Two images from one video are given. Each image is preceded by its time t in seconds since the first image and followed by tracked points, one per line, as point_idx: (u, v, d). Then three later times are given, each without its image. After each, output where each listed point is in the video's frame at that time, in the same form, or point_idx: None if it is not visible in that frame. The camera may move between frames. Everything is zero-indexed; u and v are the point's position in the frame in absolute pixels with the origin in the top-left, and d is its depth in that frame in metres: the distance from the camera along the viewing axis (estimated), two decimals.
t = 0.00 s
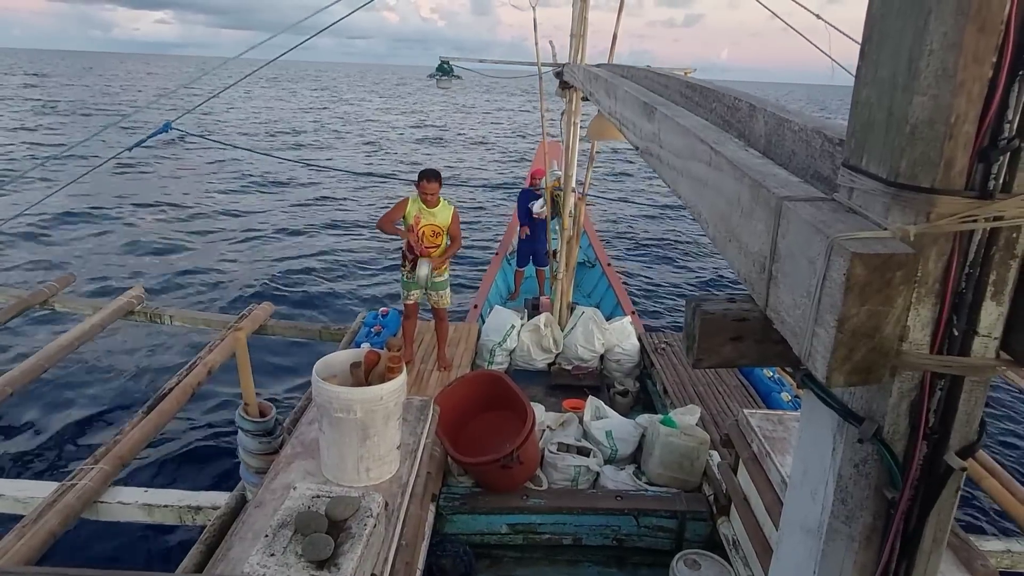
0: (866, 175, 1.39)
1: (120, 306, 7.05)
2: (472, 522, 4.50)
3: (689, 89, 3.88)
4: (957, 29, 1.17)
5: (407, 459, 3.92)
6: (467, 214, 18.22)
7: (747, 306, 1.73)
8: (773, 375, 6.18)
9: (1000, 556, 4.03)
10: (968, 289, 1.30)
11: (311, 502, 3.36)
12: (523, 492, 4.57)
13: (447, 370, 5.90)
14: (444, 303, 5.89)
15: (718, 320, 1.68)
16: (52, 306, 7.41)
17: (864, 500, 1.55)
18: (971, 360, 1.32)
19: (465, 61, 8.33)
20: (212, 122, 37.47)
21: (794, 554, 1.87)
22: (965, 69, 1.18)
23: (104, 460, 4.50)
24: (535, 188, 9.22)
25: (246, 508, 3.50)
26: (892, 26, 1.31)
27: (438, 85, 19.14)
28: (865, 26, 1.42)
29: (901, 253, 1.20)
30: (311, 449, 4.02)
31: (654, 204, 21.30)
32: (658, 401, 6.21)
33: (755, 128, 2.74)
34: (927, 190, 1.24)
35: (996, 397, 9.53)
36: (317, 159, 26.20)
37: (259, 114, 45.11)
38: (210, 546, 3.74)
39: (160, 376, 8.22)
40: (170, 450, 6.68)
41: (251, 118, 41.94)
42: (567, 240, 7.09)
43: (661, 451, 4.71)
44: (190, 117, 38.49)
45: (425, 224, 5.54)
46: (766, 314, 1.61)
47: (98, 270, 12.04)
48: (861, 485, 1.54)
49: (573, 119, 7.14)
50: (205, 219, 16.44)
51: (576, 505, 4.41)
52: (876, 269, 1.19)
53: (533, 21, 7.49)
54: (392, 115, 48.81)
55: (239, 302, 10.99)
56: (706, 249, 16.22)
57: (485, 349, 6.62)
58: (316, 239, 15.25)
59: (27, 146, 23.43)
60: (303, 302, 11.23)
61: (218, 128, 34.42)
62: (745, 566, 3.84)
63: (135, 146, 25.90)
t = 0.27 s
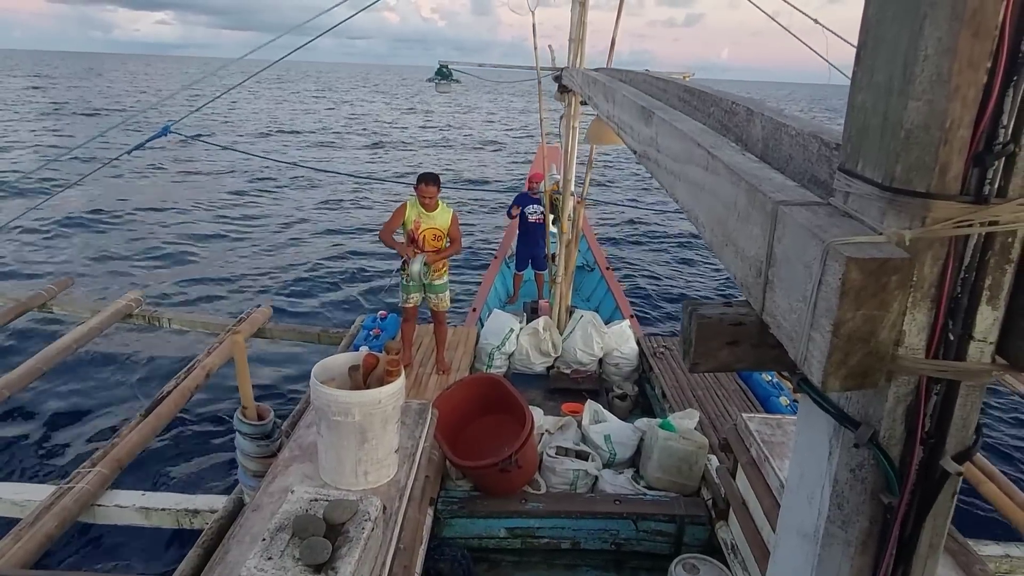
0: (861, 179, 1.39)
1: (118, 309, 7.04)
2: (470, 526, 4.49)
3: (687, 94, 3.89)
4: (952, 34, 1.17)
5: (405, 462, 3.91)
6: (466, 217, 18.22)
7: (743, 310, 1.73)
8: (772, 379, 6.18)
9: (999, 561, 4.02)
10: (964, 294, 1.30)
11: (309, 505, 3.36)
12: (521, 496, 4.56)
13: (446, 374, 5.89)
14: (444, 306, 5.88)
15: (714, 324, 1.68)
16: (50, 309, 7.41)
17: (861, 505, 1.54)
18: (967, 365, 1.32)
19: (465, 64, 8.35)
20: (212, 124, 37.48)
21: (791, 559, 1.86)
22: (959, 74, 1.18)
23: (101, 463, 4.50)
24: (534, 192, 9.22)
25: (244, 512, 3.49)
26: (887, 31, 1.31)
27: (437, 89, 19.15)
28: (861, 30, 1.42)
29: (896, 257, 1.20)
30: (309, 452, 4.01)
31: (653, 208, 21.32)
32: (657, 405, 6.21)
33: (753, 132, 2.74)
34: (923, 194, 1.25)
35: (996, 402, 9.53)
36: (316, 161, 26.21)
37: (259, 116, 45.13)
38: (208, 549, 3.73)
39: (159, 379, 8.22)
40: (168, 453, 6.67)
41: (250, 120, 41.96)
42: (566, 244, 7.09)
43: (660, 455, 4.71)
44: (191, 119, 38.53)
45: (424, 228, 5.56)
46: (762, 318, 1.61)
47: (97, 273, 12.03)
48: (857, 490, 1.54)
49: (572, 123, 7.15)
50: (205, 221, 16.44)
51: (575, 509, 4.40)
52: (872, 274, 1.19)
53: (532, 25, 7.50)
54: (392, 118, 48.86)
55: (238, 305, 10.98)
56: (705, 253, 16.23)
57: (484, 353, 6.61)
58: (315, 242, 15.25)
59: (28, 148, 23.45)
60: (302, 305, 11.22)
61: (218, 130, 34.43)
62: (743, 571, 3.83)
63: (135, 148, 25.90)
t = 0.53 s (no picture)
0: (863, 180, 1.39)
1: (118, 313, 7.04)
2: (471, 529, 4.48)
3: (687, 95, 3.89)
4: (953, 35, 1.17)
5: (406, 465, 3.91)
6: (465, 219, 18.21)
7: (745, 311, 1.73)
8: (772, 380, 6.18)
9: (1001, 561, 4.02)
10: (965, 294, 1.30)
11: (310, 508, 3.35)
12: (522, 498, 4.56)
13: (446, 376, 5.89)
14: (444, 308, 5.89)
15: (715, 325, 1.68)
16: (50, 314, 7.40)
17: (862, 506, 1.54)
18: (970, 365, 1.32)
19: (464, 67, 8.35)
20: (211, 127, 37.47)
21: (793, 560, 1.86)
22: (961, 74, 1.18)
23: (101, 467, 4.49)
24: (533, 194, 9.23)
25: (244, 515, 3.48)
26: (887, 32, 1.32)
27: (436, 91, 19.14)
28: (862, 31, 1.42)
29: (898, 258, 1.20)
30: (310, 455, 4.01)
31: (651, 210, 21.32)
32: (657, 406, 6.21)
33: (753, 133, 2.74)
34: (924, 195, 1.25)
35: (996, 401, 9.53)
36: (315, 164, 26.21)
37: (258, 118, 45.11)
38: (208, 553, 3.72)
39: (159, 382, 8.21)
40: (168, 457, 6.66)
41: (249, 122, 41.95)
42: (566, 245, 7.09)
43: (661, 456, 4.71)
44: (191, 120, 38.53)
45: (424, 230, 5.57)
46: (764, 319, 1.61)
47: (96, 276, 12.03)
48: (860, 490, 1.54)
49: (571, 125, 7.15)
50: (204, 224, 16.44)
51: (576, 510, 4.40)
52: (874, 274, 1.19)
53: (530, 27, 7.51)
54: (391, 120, 48.85)
55: (237, 308, 10.98)
56: (704, 255, 16.23)
57: (484, 355, 6.61)
58: (314, 244, 15.25)
59: (27, 150, 23.45)
60: (301, 308, 11.22)
61: (217, 133, 34.41)
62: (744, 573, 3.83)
63: (134, 151, 25.91)
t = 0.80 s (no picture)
0: (865, 178, 1.39)
1: (119, 315, 7.04)
2: (473, 529, 4.48)
3: (687, 95, 3.89)
4: (955, 33, 1.17)
5: (408, 466, 3.91)
6: (465, 220, 18.20)
7: (747, 310, 1.73)
8: (773, 379, 6.18)
9: (1003, 559, 4.02)
10: (969, 291, 1.30)
11: (311, 509, 3.35)
12: (524, 498, 4.55)
13: (447, 377, 5.89)
14: (445, 309, 5.89)
15: (717, 325, 1.68)
16: (51, 317, 7.39)
17: (866, 504, 1.54)
18: (973, 362, 1.32)
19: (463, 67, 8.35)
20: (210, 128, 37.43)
21: (797, 559, 1.86)
22: (962, 72, 1.18)
23: (103, 470, 4.49)
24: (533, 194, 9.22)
25: (247, 517, 3.48)
26: (889, 31, 1.31)
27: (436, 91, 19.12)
28: (863, 30, 1.42)
29: (901, 256, 1.20)
30: (312, 457, 4.01)
31: (651, 209, 21.31)
32: (659, 405, 6.21)
33: (753, 132, 2.74)
34: (927, 193, 1.25)
35: (996, 399, 9.54)
36: (315, 165, 26.20)
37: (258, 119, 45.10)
38: (211, 555, 3.72)
39: (160, 385, 8.21)
40: (170, 459, 6.66)
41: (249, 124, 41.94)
42: (566, 245, 7.08)
43: (662, 456, 4.71)
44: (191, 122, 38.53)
45: (425, 231, 5.57)
46: (766, 318, 1.61)
47: (97, 278, 12.03)
48: (864, 489, 1.54)
49: (570, 125, 7.14)
50: (204, 225, 16.43)
51: (578, 510, 4.40)
52: (878, 272, 1.19)
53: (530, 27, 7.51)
54: (390, 121, 48.84)
55: (238, 309, 10.97)
56: (705, 254, 16.22)
57: (485, 355, 6.61)
58: (314, 246, 15.25)
59: (27, 151, 23.45)
60: (302, 309, 11.22)
61: (216, 134, 34.39)
62: (747, 572, 3.82)
63: (133, 153, 25.89)
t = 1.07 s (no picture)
0: (867, 176, 1.39)
1: (121, 316, 7.04)
2: (475, 529, 4.48)
3: (687, 94, 3.89)
4: (956, 31, 1.17)
5: (410, 465, 3.91)
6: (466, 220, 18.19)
7: (749, 308, 1.73)
8: (774, 377, 6.18)
9: (1005, 556, 4.02)
10: (970, 289, 1.30)
11: (313, 509, 3.36)
12: (526, 497, 4.56)
13: (449, 376, 5.89)
14: (446, 309, 5.90)
15: (719, 324, 1.68)
16: (53, 318, 7.40)
17: (869, 502, 1.54)
18: (975, 360, 1.32)
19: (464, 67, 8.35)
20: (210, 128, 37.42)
21: (799, 556, 1.86)
22: (964, 70, 1.18)
23: (106, 470, 4.49)
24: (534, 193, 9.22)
25: (249, 517, 3.49)
26: (891, 28, 1.31)
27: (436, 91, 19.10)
28: (864, 28, 1.42)
29: (903, 254, 1.20)
30: (314, 456, 4.01)
31: (652, 208, 21.28)
32: (660, 404, 6.21)
33: (754, 131, 2.74)
34: (928, 191, 1.25)
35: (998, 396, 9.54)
36: (316, 165, 26.19)
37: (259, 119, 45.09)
38: (213, 555, 3.72)
39: (162, 385, 8.22)
40: (172, 459, 6.67)
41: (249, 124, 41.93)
42: (567, 245, 7.08)
43: (664, 455, 4.71)
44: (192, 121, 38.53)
45: (426, 231, 5.58)
46: (768, 317, 1.61)
47: (98, 279, 12.03)
48: (866, 487, 1.54)
49: (571, 124, 7.14)
50: (205, 226, 16.43)
51: (579, 510, 4.40)
52: (879, 271, 1.20)
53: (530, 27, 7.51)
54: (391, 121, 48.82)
55: (239, 309, 10.98)
56: (706, 253, 16.20)
57: (486, 355, 6.61)
58: (315, 246, 15.24)
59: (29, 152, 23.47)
60: (304, 309, 11.22)
61: (217, 134, 34.37)
62: (749, 570, 3.82)
63: (134, 153, 25.88)
